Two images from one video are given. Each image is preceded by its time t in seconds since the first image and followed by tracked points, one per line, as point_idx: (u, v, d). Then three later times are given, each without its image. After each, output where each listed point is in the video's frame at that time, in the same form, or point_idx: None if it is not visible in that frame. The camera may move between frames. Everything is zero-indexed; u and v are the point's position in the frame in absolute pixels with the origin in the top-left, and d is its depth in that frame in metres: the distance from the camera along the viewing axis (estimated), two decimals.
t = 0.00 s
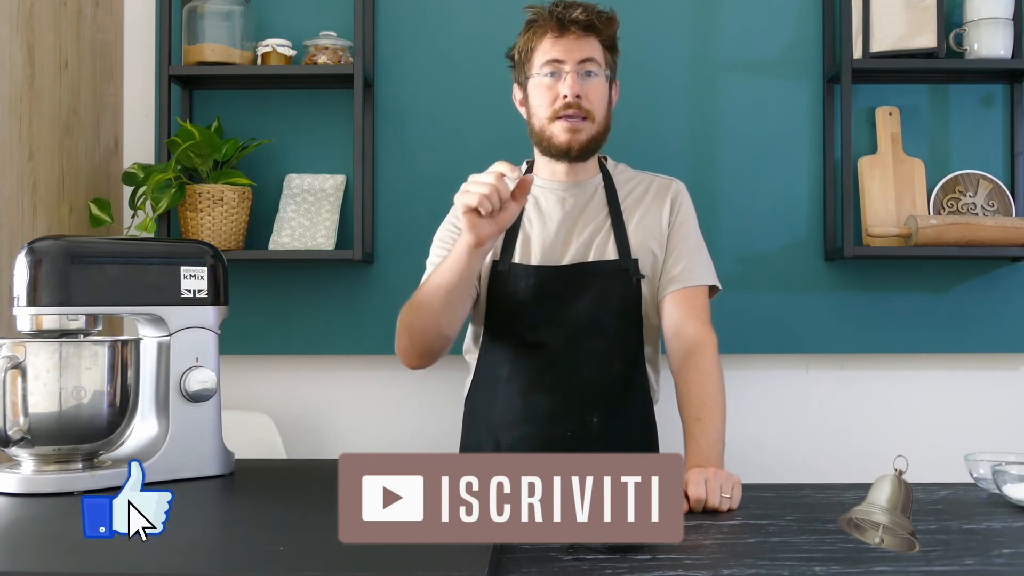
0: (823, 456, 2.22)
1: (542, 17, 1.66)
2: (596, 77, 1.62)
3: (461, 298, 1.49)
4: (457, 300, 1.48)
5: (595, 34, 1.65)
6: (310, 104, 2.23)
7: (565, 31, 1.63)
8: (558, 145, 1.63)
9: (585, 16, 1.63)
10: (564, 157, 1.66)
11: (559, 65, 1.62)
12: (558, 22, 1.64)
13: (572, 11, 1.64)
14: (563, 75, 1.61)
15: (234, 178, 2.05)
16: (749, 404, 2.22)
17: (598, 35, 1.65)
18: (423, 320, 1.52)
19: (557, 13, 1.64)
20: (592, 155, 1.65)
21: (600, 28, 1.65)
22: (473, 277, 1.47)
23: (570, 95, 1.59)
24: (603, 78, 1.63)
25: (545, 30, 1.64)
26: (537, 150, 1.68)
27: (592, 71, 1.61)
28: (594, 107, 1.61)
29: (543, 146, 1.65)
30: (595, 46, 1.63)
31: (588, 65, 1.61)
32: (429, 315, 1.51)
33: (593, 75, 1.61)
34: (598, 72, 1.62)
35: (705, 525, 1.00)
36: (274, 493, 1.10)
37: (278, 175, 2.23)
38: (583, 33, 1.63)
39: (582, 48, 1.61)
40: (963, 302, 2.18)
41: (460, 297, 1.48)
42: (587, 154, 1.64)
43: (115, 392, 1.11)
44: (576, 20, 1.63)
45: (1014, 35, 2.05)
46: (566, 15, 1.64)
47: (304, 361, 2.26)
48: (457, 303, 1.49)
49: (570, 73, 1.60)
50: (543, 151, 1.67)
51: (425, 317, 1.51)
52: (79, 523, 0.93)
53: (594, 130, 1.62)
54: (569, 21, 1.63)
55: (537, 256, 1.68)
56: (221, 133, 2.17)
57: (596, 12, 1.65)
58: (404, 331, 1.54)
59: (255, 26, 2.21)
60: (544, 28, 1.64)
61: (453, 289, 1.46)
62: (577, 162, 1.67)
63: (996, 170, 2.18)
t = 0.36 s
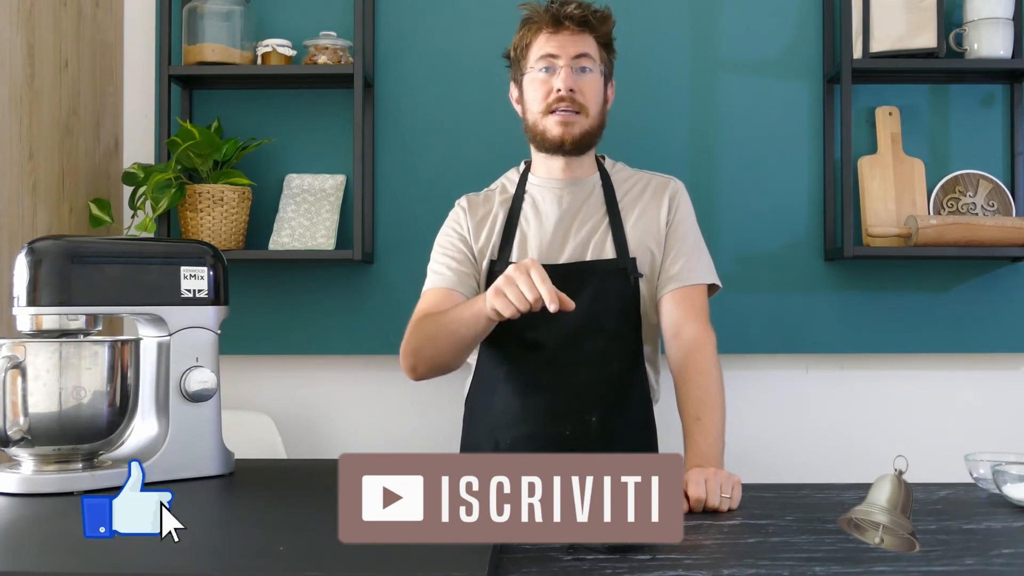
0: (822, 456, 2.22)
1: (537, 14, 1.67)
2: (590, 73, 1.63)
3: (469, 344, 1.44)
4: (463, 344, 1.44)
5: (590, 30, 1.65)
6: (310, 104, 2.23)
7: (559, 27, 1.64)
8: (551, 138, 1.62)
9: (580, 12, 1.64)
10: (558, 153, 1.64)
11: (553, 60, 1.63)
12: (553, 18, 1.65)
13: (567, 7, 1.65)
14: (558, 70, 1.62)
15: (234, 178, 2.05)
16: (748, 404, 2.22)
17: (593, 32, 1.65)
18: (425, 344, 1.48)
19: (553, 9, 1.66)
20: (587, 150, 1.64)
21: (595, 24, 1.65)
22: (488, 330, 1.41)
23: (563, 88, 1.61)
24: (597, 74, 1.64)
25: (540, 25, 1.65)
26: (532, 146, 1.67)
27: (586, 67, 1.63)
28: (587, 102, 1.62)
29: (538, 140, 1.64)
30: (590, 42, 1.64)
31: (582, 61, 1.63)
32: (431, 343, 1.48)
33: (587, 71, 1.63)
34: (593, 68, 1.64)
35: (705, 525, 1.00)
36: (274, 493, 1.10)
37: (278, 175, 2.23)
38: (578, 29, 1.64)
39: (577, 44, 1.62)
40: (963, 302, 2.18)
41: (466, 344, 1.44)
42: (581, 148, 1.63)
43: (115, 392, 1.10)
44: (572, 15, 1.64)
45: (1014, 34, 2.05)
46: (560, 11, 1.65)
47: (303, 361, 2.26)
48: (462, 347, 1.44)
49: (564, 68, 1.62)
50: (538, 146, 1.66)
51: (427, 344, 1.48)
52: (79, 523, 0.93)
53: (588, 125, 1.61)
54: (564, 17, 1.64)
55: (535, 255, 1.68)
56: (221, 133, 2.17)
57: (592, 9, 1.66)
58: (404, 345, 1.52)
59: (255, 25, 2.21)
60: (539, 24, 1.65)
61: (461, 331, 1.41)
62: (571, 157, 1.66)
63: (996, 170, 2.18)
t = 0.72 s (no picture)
0: (822, 456, 2.22)
1: (538, 15, 1.67)
2: (591, 75, 1.63)
3: (469, 347, 1.44)
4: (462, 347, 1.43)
5: (591, 33, 1.65)
6: (310, 104, 2.23)
7: (561, 29, 1.64)
8: (552, 141, 1.62)
9: (582, 14, 1.64)
10: (558, 155, 1.65)
11: (554, 63, 1.63)
12: (554, 19, 1.65)
13: (568, 8, 1.65)
14: (558, 72, 1.63)
15: (234, 178, 2.05)
16: (748, 404, 2.22)
17: (594, 34, 1.64)
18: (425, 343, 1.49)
19: (554, 10, 1.65)
20: (587, 152, 1.64)
21: (596, 26, 1.65)
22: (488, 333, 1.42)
23: (564, 91, 1.60)
24: (597, 76, 1.64)
25: (541, 28, 1.65)
26: (531, 147, 1.67)
27: (586, 69, 1.63)
28: (588, 104, 1.62)
29: (538, 142, 1.64)
30: (590, 45, 1.64)
31: (583, 64, 1.63)
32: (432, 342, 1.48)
33: (588, 74, 1.63)
34: (593, 70, 1.64)
35: (705, 525, 1.00)
36: (274, 492, 1.10)
37: (278, 176, 2.23)
38: (579, 31, 1.64)
39: (577, 46, 1.62)
40: (963, 302, 2.18)
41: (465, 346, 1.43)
42: (580, 151, 1.63)
43: (115, 392, 1.11)
44: (573, 18, 1.64)
45: (1014, 35, 2.05)
46: (561, 12, 1.65)
47: (303, 361, 2.26)
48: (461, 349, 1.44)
49: (565, 71, 1.62)
50: (539, 148, 1.66)
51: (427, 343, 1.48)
52: (79, 522, 0.93)
53: (589, 128, 1.62)
54: (565, 19, 1.64)
55: (534, 257, 1.68)
56: (221, 133, 2.17)
57: (593, 11, 1.65)
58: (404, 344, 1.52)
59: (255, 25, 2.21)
60: (540, 26, 1.65)
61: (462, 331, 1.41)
62: (571, 160, 1.66)
63: (996, 170, 2.18)
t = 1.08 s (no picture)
0: (822, 457, 2.22)
1: (538, 15, 1.67)
2: (590, 75, 1.63)
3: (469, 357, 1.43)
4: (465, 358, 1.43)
5: (591, 32, 1.65)
6: (310, 104, 2.23)
7: (560, 29, 1.64)
8: (551, 142, 1.62)
9: (581, 14, 1.65)
10: (558, 156, 1.64)
11: (554, 63, 1.63)
12: (554, 20, 1.65)
13: (568, 8, 1.65)
14: (558, 72, 1.63)
15: (234, 178, 2.05)
16: (748, 404, 2.22)
17: (594, 34, 1.65)
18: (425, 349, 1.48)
19: (554, 10, 1.66)
20: (587, 155, 1.64)
21: (596, 26, 1.65)
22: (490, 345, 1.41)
23: (564, 91, 1.61)
24: (597, 76, 1.64)
25: (541, 28, 1.65)
26: (531, 148, 1.67)
27: (586, 69, 1.63)
28: (588, 105, 1.62)
29: (537, 143, 1.64)
30: (590, 44, 1.64)
31: (583, 64, 1.63)
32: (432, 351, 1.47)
33: (588, 74, 1.63)
34: (593, 71, 1.64)
35: (705, 525, 1.00)
36: (274, 493, 1.10)
37: (278, 176, 2.23)
38: (579, 31, 1.64)
39: (577, 46, 1.62)
40: (963, 303, 2.18)
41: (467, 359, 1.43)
42: (581, 153, 1.63)
43: (115, 392, 1.11)
44: (572, 18, 1.64)
45: (1014, 35, 2.05)
46: (561, 12, 1.65)
47: (304, 361, 2.26)
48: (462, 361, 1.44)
49: (565, 71, 1.62)
50: (538, 149, 1.66)
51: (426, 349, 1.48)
52: (78, 522, 0.93)
53: (589, 129, 1.62)
54: (565, 19, 1.65)
55: (534, 257, 1.68)
56: (221, 133, 2.17)
57: (592, 11, 1.66)
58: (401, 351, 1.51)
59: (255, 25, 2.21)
60: (539, 26, 1.65)
61: (463, 344, 1.41)
62: (571, 161, 1.66)
63: (995, 170, 2.18)
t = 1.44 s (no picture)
0: (822, 456, 2.22)
1: (535, 13, 1.68)
2: (589, 71, 1.63)
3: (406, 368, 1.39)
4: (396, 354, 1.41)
5: (588, 29, 1.65)
6: (310, 104, 2.23)
7: (558, 26, 1.65)
8: (551, 137, 1.61)
9: (578, 10, 1.65)
10: (558, 152, 1.64)
11: (552, 59, 1.63)
12: (551, 17, 1.66)
13: (564, 5, 1.66)
14: (557, 68, 1.63)
15: (234, 178, 2.05)
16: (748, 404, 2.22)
17: (591, 30, 1.65)
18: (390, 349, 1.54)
19: (551, 8, 1.66)
20: (587, 149, 1.63)
21: (593, 23, 1.66)
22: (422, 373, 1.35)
23: (562, 86, 1.61)
24: (596, 73, 1.64)
25: (538, 25, 1.66)
26: (531, 145, 1.67)
27: (584, 65, 1.63)
28: (587, 100, 1.62)
29: (537, 139, 1.63)
30: (588, 40, 1.64)
31: (581, 60, 1.63)
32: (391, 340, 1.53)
33: (586, 70, 1.63)
34: (591, 66, 1.64)
35: (705, 525, 1.00)
36: (274, 493, 1.10)
37: (278, 176, 2.23)
38: (576, 27, 1.64)
39: (575, 42, 1.63)
40: (962, 303, 2.18)
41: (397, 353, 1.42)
42: (581, 148, 1.62)
43: (115, 392, 1.11)
44: (569, 14, 1.65)
45: (1014, 35, 2.05)
46: (557, 9, 1.66)
47: (304, 361, 2.26)
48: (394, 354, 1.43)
49: (563, 66, 1.62)
50: (538, 145, 1.65)
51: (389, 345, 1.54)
52: (78, 523, 0.93)
53: (588, 123, 1.61)
54: (562, 16, 1.65)
55: (532, 254, 1.66)
56: (221, 133, 2.17)
57: (589, 8, 1.66)
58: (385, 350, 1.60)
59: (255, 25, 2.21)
60: (537, 23, 1.66)
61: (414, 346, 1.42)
62: (571, 157, 1.65)
63: (995, 171, 2.18)
